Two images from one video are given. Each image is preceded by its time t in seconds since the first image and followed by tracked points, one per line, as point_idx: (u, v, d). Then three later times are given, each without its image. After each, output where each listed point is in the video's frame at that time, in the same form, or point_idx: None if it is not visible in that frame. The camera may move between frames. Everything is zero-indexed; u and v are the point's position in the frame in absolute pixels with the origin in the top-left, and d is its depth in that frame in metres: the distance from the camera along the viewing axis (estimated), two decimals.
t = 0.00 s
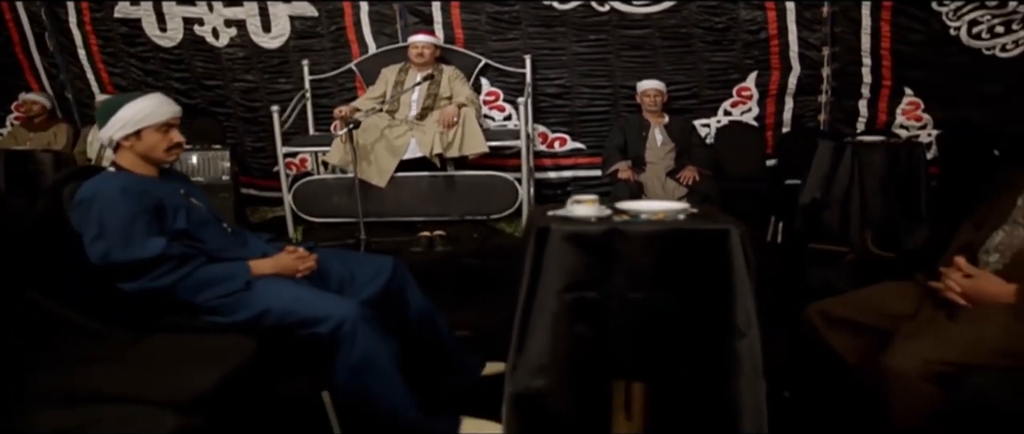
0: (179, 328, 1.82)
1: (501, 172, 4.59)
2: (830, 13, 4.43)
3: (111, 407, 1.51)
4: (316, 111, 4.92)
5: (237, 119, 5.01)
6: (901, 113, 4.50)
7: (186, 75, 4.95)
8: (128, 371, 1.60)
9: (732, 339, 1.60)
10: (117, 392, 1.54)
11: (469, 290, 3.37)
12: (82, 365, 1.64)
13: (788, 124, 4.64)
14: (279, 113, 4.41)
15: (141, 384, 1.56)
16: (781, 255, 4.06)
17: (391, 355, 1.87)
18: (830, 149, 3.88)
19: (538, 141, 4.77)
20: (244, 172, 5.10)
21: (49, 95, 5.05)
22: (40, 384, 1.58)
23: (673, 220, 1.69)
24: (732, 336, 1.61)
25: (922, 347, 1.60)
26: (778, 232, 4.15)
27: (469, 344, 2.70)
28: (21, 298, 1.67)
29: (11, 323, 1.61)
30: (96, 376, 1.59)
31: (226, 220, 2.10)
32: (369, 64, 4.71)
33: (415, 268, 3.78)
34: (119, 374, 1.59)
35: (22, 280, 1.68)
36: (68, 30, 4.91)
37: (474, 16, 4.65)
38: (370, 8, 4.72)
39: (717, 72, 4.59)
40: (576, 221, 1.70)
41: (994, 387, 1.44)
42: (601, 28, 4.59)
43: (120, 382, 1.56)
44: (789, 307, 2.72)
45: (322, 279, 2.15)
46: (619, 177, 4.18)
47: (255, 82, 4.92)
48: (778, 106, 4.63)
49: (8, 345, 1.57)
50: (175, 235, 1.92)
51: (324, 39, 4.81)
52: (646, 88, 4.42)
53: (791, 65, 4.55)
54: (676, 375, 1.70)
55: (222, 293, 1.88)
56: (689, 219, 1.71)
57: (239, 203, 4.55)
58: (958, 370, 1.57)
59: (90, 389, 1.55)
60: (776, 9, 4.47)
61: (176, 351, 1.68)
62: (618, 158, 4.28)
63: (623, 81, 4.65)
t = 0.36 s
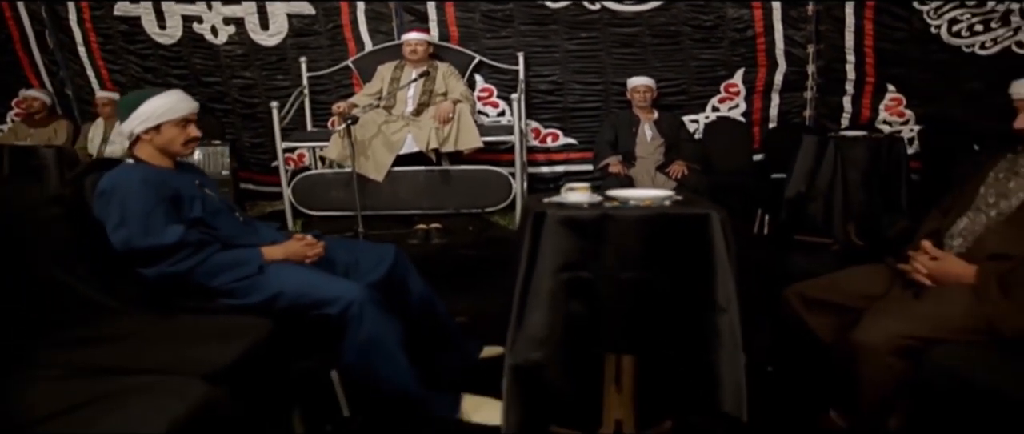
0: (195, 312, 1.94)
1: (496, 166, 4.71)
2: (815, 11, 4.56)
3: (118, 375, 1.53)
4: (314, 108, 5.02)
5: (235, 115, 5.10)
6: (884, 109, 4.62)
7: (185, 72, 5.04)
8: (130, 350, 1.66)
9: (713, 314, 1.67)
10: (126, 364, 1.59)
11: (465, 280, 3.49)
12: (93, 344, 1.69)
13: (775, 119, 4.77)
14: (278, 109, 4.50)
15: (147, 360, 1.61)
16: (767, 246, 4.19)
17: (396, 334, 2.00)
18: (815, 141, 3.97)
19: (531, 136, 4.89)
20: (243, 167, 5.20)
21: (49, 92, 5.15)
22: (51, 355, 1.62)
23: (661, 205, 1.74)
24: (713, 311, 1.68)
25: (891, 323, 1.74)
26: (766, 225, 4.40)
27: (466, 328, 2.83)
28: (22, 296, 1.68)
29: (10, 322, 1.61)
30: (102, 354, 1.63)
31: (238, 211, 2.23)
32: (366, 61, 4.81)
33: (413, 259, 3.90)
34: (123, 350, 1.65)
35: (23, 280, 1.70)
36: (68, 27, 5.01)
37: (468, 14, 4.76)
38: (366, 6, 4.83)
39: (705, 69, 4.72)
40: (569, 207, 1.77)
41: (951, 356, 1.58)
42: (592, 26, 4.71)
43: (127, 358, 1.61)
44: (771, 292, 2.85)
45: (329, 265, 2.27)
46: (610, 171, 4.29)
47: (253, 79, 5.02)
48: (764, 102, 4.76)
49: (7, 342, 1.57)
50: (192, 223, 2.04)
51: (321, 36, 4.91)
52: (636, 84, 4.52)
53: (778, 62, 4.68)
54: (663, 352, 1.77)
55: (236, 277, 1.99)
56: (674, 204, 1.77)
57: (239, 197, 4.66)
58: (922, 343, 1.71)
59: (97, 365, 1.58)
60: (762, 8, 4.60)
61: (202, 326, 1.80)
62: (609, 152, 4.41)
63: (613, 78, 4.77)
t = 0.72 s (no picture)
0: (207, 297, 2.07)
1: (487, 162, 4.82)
2: (796, 11, 4.68)
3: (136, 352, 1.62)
4: (309, 105, 5.12)
5: (231, 113, 5.19)
6: (864, 106, 4.76)
7: (182, 70, 5.14)
8: (145, 333, 1.77)
9: (691, 294, 1.79)
10: (144, 344, 1.69)
11: (457, 271, 3.62)
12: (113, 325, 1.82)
13: (758, 117, 4.91)
14: (275, 106, 4.61)
15: (164, 340, 1.72)
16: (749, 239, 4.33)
17: (397, 318, 2.13)
18: (797, 137, 4.09)
19: (521, 133, 5.01)
20: (239, 163, 5.31)
21: (47, 89, 5.24)
22: (71, 337, 1.72)
23: (643, 194, 1.86)
24: (691, 291, 1.79)
25: (856, 304, 1.88)
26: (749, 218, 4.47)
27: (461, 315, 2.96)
28: (22, 297, 1.64)
29: (10, 323, 1.58)
30: (123, 335, 1.75)
31: (246, 202, 2.35)
32: (360, 59, 4.89)
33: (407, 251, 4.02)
34: (142, 331, 1.78)
35: (22, 280, 1.66)
36: (65, 26, 5.10)
37: (459, 14, 4.88)
38: (360, 6, 4.93)
39: (690, 67, 4.85)
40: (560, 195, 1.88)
41: (913, 334, 1.74)
42: (580, 26, 4.83)
43: (144, 340, 1.72)
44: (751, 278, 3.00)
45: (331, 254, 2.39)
46: (598, 167, 4.42)
47: (249, 77, 5.11)
48: (747, 100, 4.90)
49: (7, 342, 1.53)
50: (204, 213, 2.16)
51: (316, 35, 5.01)
52: (623, 82, 4.65)
53: (760, 61, 4.81)
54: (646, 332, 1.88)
55: (244, 264, 2.11)
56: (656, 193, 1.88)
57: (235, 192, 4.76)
58: (885, 321, 1.85)
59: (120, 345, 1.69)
60: (745, 8, 4.72)
61: (216, 310, 1.93)
62: (597, 148, 4.55)
63: (601, 76, 4.90)
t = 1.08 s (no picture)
0: (216, 284, 2.20)
1: (477, 158, 4.92)
2: (779, 11, 4.76)
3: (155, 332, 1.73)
4: (302, 102, 5.19)
5: (226, 110, 5.25)
6: (843, 104, 4.83)
7: (177, 68, 5.21)
8: (157, 318, 1.86)
9: (670, 276, 1.92)
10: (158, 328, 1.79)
11: (449, 264, 3.74)
12: (129, 309, 1.94)
13: (741, 114, 5.00)
14: (269, 104, 4.75)
15: (178, 322, 1.84)
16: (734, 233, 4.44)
17: (396, 302, 2.26)
18: (777, 133, 4.21)
19: (510, 130, 5.10)
20: (232, 159, 5.38)
21: (43, 87, 5.30)
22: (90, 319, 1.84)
23: (626, 184, 1.99)
24: (670, 274, 1.92)
25: (825, 285, 2.03)
26: (732, 213, 4.56)
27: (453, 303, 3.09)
28: (22, 296, 1.70)
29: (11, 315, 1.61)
30: (142, 316, 1.86)
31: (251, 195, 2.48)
32: (352, 58, 5.00)
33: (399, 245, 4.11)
34: (158, 313, 1.89)
35: (22, 280, 1.72)
36: (61, 24, 5.14)
37: (449, 13, 4.97)
38: (352, 5, 5.01)
39: (675, 66, 4.92)
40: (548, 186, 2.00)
41: (876, 313, 1.88)
42: (567, 25, 4.93)
43: (161, 323, 1.83)
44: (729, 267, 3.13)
45: (331, 244, 2.52)
46: (585, 162, 4.52)
47: (243, 75, 5.18)
48: (731, 97, 4.97)
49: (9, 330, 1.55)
50: (212, 204, 2.28)
51: (309, 34, 5.08)
52: (610, 80, 4.78)
53: (743, 59, 4.89)
54: (629, 312, 2.01)
55: (251, 252, 2.24)
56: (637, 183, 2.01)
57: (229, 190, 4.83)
58: (850, 302, 2.00)
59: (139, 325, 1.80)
60: (728, 8, 4.80)
61: (224, 296, 2.03)
62: (584, 144, 4.68)
63: (589, 74, 5.00)
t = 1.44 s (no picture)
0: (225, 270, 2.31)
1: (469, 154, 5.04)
2: (762, 11, 4.88)
3: (173, 312, 1.85)
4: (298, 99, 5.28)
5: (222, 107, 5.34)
6: (826, 100, 4.90)
7: (174, 66, 5.29)
8: (172, 298, 1.98)
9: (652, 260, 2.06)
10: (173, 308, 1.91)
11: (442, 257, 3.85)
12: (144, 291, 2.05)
13: (726, 110, 5.12)
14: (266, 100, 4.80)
15: (192, 303, 1.95)
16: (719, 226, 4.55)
17: (394, 288, 2.40)
18: (761, 130, 4.29)
19: (500, 126, 5.18)
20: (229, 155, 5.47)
21: (42, 85, 5.38)
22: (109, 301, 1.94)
23: (611, 175, 2.12)
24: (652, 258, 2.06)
25: (797, 268, 2.17)
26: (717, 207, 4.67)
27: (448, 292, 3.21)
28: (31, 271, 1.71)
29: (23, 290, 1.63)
30: (159, 296, 1.99)
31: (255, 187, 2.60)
32: (347, 56, 5.09)
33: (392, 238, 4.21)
34: (174, 294, 2.01)
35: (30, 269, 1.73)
36: (59, 23, 5.21)
37: (442, 13, 5.06)
38: (346, 5, 5.09)
39: (662, 64, 5.05)
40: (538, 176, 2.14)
41: (843, 293, 2.02)
42: (556, 24, 5.04)
43: (175, 304, 1.94)
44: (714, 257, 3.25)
45: (332, 233, 2.64)
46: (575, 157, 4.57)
47: (239, 73, 5.25)
48: (717, 94, 5.09)
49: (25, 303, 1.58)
50: (220, 195, 2.40)
51: (304, 33, 5.16)
52: (598, 78, 4.89)
53: (728, 57, 5.01)
54: (615, 294, 2.15)
55: (257, 240, 2.35)
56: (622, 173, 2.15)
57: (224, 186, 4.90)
58: (821, 284, 2.14)
59: (157, 305, 1.92)
60: (713, 8, 4.91)
61: (234, 280, 2.16)
62: (573, 140, 4.79)
63: (578, 71, 5.10)
